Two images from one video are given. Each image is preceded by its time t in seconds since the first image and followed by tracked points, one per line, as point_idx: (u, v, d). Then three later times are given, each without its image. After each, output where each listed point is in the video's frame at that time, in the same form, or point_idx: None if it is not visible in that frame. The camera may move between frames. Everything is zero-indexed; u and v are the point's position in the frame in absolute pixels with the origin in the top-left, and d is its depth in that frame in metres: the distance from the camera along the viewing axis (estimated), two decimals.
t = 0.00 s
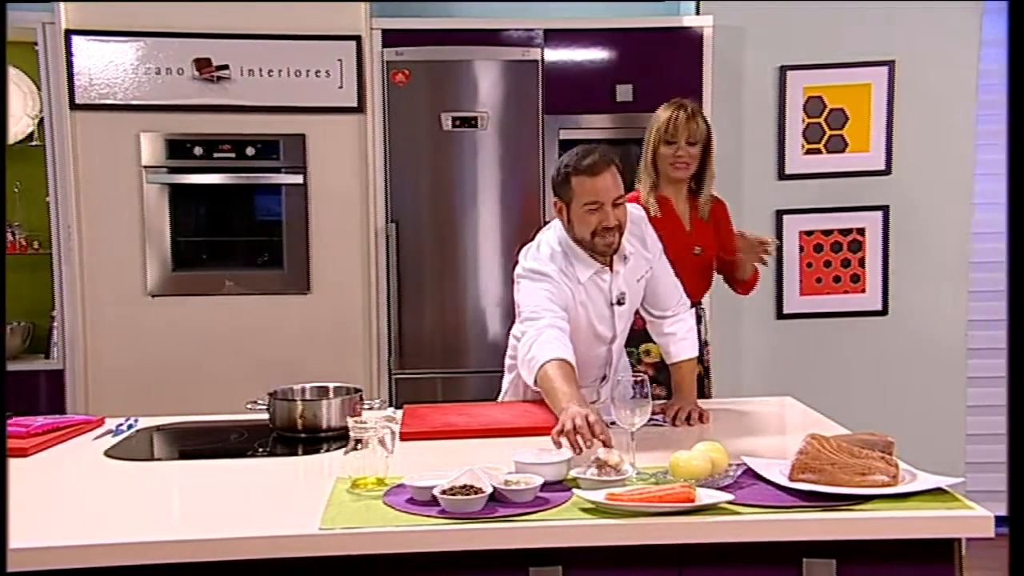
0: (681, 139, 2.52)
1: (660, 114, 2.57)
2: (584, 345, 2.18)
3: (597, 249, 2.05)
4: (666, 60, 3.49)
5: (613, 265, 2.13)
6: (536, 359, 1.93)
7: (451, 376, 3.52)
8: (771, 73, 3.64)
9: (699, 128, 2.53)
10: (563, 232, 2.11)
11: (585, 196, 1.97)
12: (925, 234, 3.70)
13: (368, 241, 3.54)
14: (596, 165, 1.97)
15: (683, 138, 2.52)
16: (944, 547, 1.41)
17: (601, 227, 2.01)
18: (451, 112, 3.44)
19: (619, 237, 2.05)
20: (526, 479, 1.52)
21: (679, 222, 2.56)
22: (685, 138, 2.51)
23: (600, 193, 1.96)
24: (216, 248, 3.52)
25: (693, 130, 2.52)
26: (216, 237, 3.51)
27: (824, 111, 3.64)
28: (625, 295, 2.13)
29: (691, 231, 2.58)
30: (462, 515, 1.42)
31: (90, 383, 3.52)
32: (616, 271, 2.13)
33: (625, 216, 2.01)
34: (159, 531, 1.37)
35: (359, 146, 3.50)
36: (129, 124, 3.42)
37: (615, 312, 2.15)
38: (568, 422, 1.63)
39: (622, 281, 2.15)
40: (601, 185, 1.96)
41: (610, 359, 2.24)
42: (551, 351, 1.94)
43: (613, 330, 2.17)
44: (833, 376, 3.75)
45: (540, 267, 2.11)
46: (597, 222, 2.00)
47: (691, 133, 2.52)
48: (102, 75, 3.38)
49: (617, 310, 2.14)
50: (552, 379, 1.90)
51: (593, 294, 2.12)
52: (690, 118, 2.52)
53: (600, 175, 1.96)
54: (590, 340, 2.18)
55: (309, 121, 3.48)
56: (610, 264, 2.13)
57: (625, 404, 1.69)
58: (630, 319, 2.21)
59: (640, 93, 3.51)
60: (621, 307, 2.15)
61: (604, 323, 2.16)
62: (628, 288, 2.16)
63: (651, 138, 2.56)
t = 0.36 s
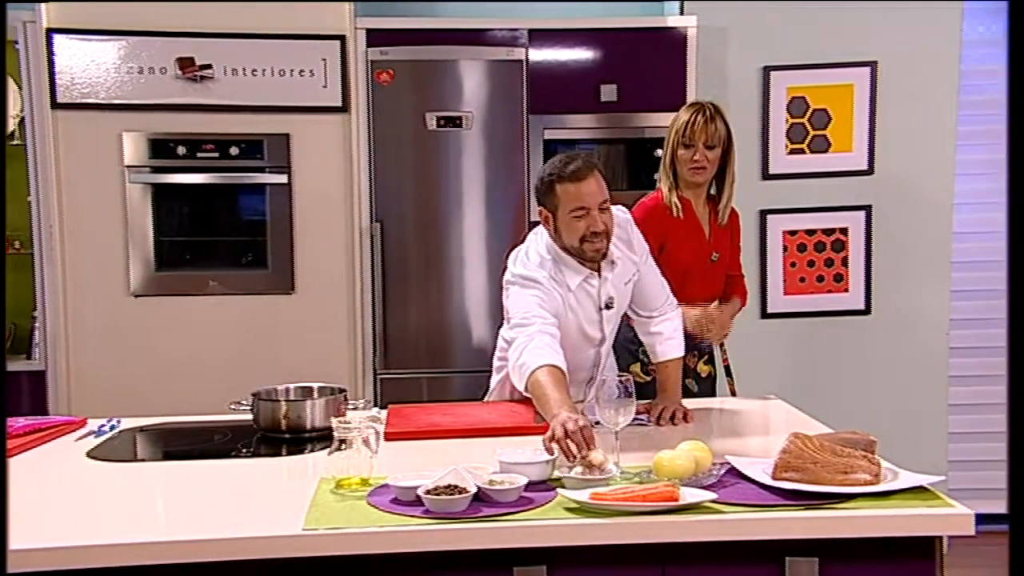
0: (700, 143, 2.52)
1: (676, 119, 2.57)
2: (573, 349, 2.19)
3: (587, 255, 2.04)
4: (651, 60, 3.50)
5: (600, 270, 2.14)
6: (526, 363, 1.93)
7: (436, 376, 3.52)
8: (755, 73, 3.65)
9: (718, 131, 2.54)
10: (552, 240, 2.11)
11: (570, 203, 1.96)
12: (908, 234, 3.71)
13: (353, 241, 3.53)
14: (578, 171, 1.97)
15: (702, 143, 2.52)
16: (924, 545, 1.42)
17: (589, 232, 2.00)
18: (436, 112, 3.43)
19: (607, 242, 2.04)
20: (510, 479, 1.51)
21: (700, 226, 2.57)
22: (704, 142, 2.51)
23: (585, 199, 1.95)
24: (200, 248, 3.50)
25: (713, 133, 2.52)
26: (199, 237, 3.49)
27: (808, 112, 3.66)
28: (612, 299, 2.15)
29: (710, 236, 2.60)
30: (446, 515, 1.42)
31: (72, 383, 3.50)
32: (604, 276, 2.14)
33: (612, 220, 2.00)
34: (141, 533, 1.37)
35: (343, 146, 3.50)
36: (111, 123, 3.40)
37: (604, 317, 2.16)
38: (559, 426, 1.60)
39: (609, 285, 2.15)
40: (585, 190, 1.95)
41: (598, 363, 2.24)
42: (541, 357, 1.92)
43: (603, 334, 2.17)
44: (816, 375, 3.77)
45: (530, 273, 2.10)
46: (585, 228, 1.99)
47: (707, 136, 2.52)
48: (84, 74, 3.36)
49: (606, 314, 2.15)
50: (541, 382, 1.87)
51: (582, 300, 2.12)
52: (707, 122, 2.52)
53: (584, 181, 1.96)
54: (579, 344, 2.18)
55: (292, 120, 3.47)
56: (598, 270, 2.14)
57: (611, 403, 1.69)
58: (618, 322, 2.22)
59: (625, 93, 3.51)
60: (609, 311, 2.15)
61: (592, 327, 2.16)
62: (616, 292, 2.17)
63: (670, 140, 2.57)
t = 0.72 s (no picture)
0: (693, 145, 2.49)
1: (671, 119, 2.54)
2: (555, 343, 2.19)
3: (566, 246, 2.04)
4: (633, 60, 3.51)
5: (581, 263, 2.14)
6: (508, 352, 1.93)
7: (417, 376, 3.51)
8: (735, 74, 3.67)
9: (715, 131, 2.50)
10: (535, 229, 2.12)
11: (551, 191, 1.96)
12: (888, 234, 3.74)
13: (334, 241, 3.52)
14: (561, 160, 1.97)
15: (695, 143, 2.49)
16: (902, 542, 1.43)
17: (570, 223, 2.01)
18: (416, 112, 3.42)
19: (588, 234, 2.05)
20: (491, 479, 1.51)
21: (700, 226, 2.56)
22: (697, 142, 2.48)
23: (567, 188, 1.96)
24: (180, 248, 3.49)
25: (708, 133, 2.49)
26: (179, 237, 3.47)
27: (787, 112, 3.68)
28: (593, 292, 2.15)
29: (712, 236, 2.59)
30: (426, 515, 1.42)
31: (51, 385, 3.47)
32: (586, 269, 2.15)
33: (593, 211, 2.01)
34: (120, 535, 1.36)
35: (323, 145, 3.49)
36: (89, 122, 3.38)
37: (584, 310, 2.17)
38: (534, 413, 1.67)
39: (590, 278, 2.16)
40: (567, 179, 1.96)
41: (578, 358, 2.24)
42: (525, 347, 1.92)
43: (583, 327, 2.18)
44: (795, 374, 3.79)
45: (515, 264, 2.10)
46: (565, 218, 1.99)
47: (702, 136, 2.49)
48: (61, 72, 3.34)
49: (587, 307, 2.15)
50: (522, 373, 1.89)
51: (565, 292, 2.13)
52: (701, 121, 2.49)
53: (566, 170, 1.97)
54: (560, 338, 2.19)
55: (272, 119, 3.46)
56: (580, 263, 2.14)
57: (589, 402, 1.69)
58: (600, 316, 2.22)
59: (606, 92, 3.51)
60: (589, 304, 2.16)
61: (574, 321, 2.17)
62: (597, 286, 2.18)
63: (665, 140, 2.55)
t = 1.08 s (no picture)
0: (681, 141, 2.52)
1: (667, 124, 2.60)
2: (526, 322, 2.23)
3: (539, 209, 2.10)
4: (619, 59, 3.51)
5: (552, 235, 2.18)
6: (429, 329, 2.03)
7: (404, 377, 3.50)
8: (719, 74, 3.68)
9: (702, 128, 2.52)
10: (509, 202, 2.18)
11: (530, 158, 1.99)
12: (872, 233, 3.75)
13: (319, 241, 3.51)
14: (545, 128, 1.98)
15: (683, 141, 2.52)
16: (885, 541, 1.44)
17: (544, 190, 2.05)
18: (402, 112, 3.41)
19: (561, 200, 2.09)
20: (475, 479, 1.51)
21: (689, 229, 2.53)
22: (684, 139, 2.51)
23: (546, 158, 1.98)
24: (163, 248, 3.47)
25: (692, 131, 2.51)
26: (163, 237, 3.46)
27: (772, 113, 3.69)
28: (564, 270, 2.19)
29: (704, 240, 2.55)
30: (411, 516, 1.42)
31: (33, 387, 3.45)
32: (557, 245, 2.19)
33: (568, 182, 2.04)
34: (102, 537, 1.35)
35: (307, 144, 3.48)
36: (72, 121, 3.36)
37: (554, 288, 2.21)
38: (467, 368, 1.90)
39: (563, 257, 2.20)
40: (548, 149, 1.98)
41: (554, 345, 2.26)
42: (439, 323, 2.05)
43: (552, 305, 2.22)
44: (780, 373, 3.81)
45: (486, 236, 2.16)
46: (540, 184, 2.03)
47: (688, 134, 2.52)
48: (43, 71, 3.32)
49: (556, 284, 2.20)
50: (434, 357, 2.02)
51: (534, 267, 2.18)
52: (690, 119, 2.52)
53: (549, 138, 1.98)
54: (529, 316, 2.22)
55: (257, 120, 3.46)
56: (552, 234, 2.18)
57: (575, 401, 1.69)
58: (572, 300, 2.24)
59: (591, 93, 3.52)
60: (558, 282, 2.20)
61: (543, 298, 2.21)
62: (570, 266, 2.21)
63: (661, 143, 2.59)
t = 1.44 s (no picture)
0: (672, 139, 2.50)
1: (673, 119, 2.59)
2: (490, 297, 2.38)
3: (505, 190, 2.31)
4: (611, 60, 3.51)
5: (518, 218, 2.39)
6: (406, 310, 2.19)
7: (396, 377, 3.50)
8: (710, 75, 3.69)
9: (695, 126, 2.48)
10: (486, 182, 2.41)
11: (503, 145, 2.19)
12: (862, 234, 3.76)
13: (310, 242, 3.51)
14: (523, 121, 2.19)
15: (676, 138, 2.50)
16: (874, 540, 1.45)
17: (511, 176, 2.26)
18: (393, 113, 3.40)
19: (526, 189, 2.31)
20: (466, 480, 1.51)
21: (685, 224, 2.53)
22: (675, 136, 2.49)
23: (516, 149, 2.19)
24: (153, 249, 3.46)
25: (682, 128, 2.48)
26: (154, 237, 3.45)
27: (762, 113, 3.69)
28: (527, 247, 2.37)
29: (701, 236, 2.52)
30: (402, 517, 1.41)
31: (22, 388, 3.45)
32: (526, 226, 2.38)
33: (534, 175, 2.25)
34: (91, 539, 1.34)
35: (298, 144, 3.47)
36: (61, 121, 3.34)
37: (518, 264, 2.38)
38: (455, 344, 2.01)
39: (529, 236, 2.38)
40: (521, 140, 2.18)
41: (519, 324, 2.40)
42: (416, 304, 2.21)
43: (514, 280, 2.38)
44: (770, 373, 3.81)
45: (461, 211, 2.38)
46: (507, 171, 2.24)
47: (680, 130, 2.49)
48: (33, 71, 3.30)
49: (518, 261, 2.37)
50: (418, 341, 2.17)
51: (498, 240, 2.37)
52: (682, 116, 2.49)
53: (523, 130, 2.18)
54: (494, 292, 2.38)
55: (248, 120, 3.45)
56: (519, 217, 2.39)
57: (565, 401, 1.69)
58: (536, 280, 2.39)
59: (582, 94, 3.52)
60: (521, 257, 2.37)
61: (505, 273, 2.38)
62: (534, 246, 2.38)
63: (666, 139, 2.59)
